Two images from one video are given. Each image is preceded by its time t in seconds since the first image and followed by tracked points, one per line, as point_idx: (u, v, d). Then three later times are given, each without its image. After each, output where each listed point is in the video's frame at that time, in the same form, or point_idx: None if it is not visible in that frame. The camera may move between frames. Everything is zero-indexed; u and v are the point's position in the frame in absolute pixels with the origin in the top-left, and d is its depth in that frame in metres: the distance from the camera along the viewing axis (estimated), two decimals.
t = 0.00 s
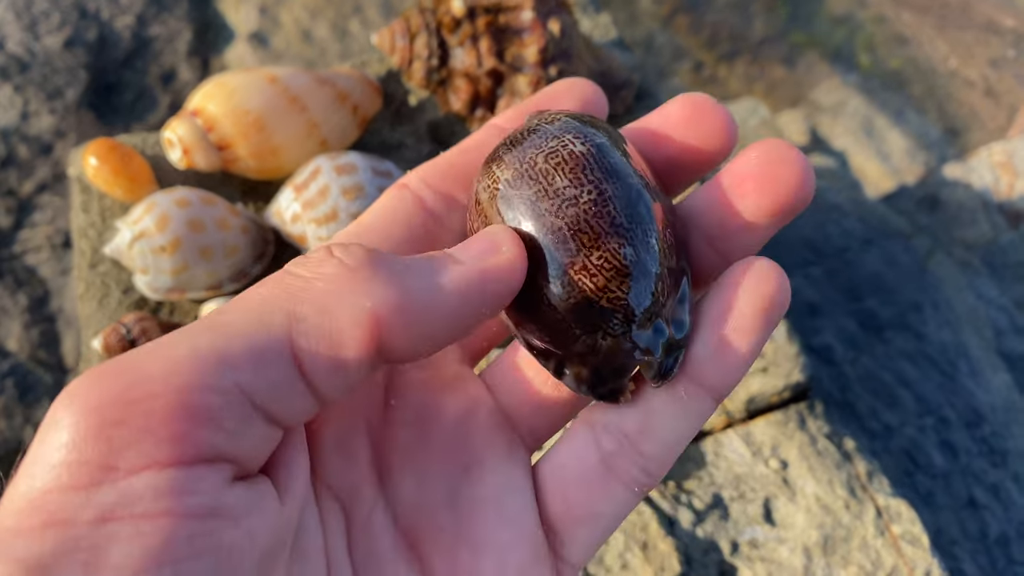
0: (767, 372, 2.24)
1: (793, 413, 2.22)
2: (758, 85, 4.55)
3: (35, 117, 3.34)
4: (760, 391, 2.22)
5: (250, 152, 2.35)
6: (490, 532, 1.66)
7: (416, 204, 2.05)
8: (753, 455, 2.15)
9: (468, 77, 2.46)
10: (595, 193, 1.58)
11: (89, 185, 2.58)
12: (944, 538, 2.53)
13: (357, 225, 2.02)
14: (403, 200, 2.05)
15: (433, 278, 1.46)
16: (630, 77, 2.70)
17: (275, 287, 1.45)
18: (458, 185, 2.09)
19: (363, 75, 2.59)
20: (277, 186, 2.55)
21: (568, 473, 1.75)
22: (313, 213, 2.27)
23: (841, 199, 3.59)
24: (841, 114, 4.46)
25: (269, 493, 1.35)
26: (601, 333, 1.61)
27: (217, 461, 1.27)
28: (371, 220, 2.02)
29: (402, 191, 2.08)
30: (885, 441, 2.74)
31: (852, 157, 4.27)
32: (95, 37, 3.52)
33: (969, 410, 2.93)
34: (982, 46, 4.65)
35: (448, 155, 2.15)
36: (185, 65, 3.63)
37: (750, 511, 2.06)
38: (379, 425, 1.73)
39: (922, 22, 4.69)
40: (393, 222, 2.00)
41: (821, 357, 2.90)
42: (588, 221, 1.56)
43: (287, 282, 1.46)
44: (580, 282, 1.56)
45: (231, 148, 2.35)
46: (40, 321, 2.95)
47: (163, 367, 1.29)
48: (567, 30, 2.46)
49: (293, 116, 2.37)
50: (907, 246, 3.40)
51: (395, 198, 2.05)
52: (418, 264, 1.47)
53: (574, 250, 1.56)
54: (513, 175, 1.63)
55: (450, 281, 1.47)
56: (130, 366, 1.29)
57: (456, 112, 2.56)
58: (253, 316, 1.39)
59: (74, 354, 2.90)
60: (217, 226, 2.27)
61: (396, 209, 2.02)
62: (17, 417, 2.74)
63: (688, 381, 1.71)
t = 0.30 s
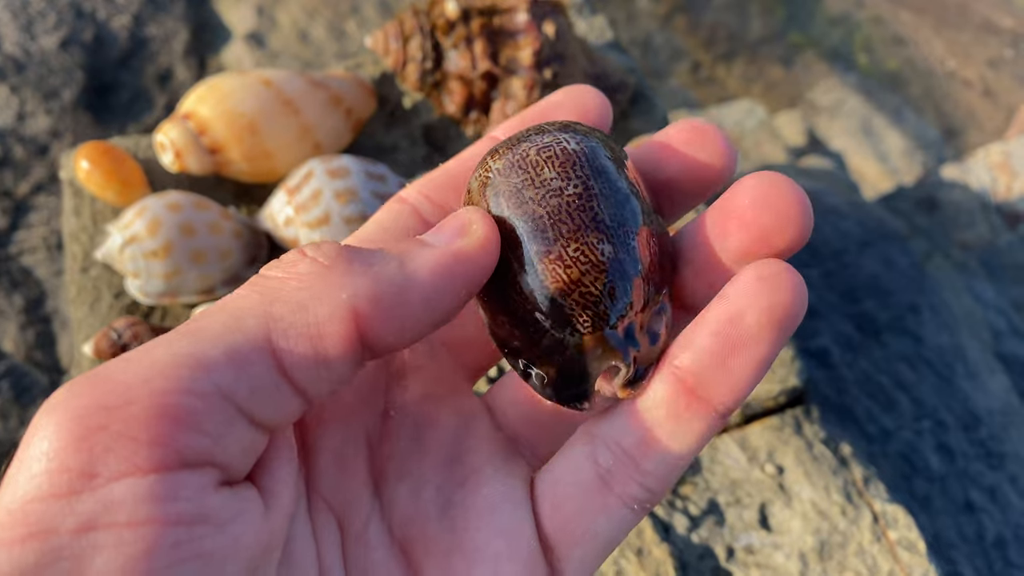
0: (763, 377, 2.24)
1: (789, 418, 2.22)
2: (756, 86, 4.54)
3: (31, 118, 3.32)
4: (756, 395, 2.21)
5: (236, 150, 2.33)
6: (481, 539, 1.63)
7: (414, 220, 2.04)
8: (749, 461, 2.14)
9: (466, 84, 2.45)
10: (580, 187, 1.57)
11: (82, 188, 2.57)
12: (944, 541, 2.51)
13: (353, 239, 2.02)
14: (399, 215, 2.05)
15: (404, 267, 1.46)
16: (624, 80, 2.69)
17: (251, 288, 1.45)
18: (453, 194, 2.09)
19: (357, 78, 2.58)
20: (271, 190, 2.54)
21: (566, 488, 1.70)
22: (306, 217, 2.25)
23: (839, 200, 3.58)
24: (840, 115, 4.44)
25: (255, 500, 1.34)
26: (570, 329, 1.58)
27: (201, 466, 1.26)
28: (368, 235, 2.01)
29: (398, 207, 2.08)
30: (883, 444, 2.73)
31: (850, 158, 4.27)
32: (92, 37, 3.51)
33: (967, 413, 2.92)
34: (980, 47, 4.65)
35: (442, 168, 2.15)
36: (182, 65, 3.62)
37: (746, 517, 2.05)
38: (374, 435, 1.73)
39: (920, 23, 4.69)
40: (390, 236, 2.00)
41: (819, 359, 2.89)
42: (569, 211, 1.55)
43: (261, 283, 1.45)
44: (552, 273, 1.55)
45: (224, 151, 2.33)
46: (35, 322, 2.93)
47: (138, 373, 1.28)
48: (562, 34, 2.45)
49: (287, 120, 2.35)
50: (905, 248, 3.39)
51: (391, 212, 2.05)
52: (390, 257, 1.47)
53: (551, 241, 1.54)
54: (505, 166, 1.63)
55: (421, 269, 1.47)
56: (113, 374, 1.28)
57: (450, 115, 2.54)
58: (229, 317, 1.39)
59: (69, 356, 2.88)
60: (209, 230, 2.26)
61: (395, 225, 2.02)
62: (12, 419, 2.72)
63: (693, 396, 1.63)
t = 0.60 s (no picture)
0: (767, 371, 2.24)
1: (792, 413, 2.21)
2: (755, 85, 4.55)
3: (30, 115, 3.31)
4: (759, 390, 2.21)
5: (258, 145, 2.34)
6: (486, 530, 1.62)
7: (410, 210, 2.05)
8: (752, 455, 2.14)
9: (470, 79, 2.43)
10: (620, 189, 1.56)
11: (83, 183, 2.56)
12: (946, 537, 2.51)
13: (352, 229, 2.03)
14: (394, 204, 2.06)
15: (467, 292, 1.37)
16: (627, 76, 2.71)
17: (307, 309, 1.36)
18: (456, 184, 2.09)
19: (359, 73, 2.58)
20: (272, 185, 2.53)
21: (578, 481, 1.70)
22: (309, 211, 2.25)
23: (840, 198, 3.58)
24: (840, 113, 4.45)
25: (289, 512, 1.35)
26: (607, 327, 1.53)
27: (243, 496, 1.24)
28: (364, 224, 2.03)
29: (395, 194, 2.09)
30: (885, 441, 2.72)
31: (850, 156, 4.27)
32: (92, 35, 3.50)
33: (968, 409, 2.92)
34: (979, 45, 4.66)
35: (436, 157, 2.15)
36: (182, 63, 3.61)
37: (749, 511, 2.04)
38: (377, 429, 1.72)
39: (920, 21, 4.69)
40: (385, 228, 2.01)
41: (820, 356, 2.89)
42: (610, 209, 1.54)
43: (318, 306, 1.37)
44: (592, 268, 1.52)
45: (226, 145, 2.33)
46: (35, 320, 2.92)
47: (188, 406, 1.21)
48: (565, 28, 2.46)
49: (289, 113, 2.35)
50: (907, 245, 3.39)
51: (386, 202, 2.06)
52: (451, 280, 1.37)
53: (591, 235, 1.53)
54: (537, 157, 1.62)
55: (483, 293, 1.38)
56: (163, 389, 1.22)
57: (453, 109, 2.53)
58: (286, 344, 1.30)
59: (69, 352, 2.87)
60: (211, 224, 2.25)
61: (389, 216, 2.03)
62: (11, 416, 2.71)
63: (711, 391, 1.64)
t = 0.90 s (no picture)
0: (764, 372, 2.22)
1: (789, 413, 2.21)
2: (753, 84, 4.55)
3: (27, 114, 3.31)
4: (758, 390, 2.20)
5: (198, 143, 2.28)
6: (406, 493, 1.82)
7: (306, 230, 1.80)
8: (748, 456, 2.14)
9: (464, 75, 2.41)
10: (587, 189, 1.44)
11: (80, 182, 2.56)
12: (941, 538, 2.51)
13: (235, 228, 1.68)
14: (279, 207, 1.75)
15: (600, 385, 1.28)
16: (624, 76, 2.72)
17: (446, 388, 1.16)
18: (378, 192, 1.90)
19: (357, 72, 2.58)
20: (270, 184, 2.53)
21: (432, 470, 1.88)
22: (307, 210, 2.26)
23: (838, 198, 3.59)
24: (838, 113, 4.45)
25: None
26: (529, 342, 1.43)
27: None
28: (245, 224, 1.69)
29: (276, 188, 1.77)
30: (881, 442, 2.73)
31: (847, 156, 4.28)
32: (88, 33, 3.47)
33: (965, 410, 2.92)
34: (978, 45, 4.64)
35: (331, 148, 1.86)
36: (179, 62, 3.60)
37: (746, 512, 2.05)
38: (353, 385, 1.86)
39: (919, 21, 4.69)
40: (270, 247, 1.71)
41: (817, 356, 2.89)
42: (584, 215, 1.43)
43: (451, 379, 1.17)
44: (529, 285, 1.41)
45: (224, 145, 2.33)
46: (30, 319, 2.92)
47: (428, 507, 1.07)
48: (563, 29, 2.46)
49: (287, 113, 2.35)
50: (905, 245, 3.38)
51: (267, 203, 1.74)
52: (591, 372, 1.24)
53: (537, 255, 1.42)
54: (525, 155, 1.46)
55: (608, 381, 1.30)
56: (385, 516, 1.04)
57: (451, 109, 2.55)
58: (451, 420, 1.12)
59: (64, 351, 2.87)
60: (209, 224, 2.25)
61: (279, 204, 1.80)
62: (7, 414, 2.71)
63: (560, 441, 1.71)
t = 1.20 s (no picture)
0: (771, 363, 2.22)
1: (796, 405, 2.20)
2: (754, 82, 4.55)
3: (27, 109, 3.29)
4: (763, 382, 2.20)
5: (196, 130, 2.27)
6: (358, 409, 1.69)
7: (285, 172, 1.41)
8: (755, 447, 2.13)
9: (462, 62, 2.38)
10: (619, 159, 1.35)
11: (83, 173, 2.55)
12: (945, 532, 2.51)
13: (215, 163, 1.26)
14: (265, 148, 1.34)
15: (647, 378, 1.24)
16: (630, 68, 2.76)
17: (540, 405, 1.05)
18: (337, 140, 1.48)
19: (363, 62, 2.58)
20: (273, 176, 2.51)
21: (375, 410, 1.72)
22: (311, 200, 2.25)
23: (840, 194, 3.58)
24: (838, 111, 4.45)
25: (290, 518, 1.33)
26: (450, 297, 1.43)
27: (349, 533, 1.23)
28: (222, 160, 1.27)
29: (263, 116, 1.35)
30: (885, 436, 2.73)
31: (848, 153, 4.28)
32: (89, 29, 3.45)
33: (968, 405, 2.92)
34: (978, 44, 4.65)
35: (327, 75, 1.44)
36: (179, 57, 3.56)
37: (753, 504, 2.04)
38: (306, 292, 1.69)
39: (918, 20, 4.70)
40: (251, 194, 1.32)
41: (821, 351, 2.90)
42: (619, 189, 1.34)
43: (543, 394, 1.06)
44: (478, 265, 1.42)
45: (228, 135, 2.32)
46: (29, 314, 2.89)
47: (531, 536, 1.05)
48: (569, 19, 2.49)
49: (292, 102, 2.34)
50: (908, 240, 3.37)
51: (257, 143, 1.33)
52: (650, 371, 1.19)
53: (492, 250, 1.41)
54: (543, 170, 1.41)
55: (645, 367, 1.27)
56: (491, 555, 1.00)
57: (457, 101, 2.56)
58: (553, 442, 1.05)
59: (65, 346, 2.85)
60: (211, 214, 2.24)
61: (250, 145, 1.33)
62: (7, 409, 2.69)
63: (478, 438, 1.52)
